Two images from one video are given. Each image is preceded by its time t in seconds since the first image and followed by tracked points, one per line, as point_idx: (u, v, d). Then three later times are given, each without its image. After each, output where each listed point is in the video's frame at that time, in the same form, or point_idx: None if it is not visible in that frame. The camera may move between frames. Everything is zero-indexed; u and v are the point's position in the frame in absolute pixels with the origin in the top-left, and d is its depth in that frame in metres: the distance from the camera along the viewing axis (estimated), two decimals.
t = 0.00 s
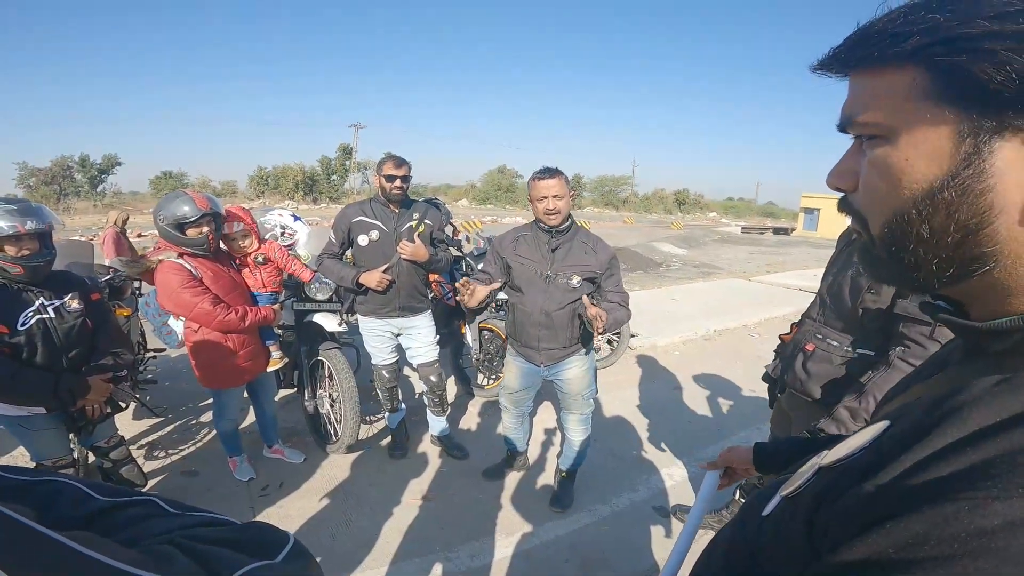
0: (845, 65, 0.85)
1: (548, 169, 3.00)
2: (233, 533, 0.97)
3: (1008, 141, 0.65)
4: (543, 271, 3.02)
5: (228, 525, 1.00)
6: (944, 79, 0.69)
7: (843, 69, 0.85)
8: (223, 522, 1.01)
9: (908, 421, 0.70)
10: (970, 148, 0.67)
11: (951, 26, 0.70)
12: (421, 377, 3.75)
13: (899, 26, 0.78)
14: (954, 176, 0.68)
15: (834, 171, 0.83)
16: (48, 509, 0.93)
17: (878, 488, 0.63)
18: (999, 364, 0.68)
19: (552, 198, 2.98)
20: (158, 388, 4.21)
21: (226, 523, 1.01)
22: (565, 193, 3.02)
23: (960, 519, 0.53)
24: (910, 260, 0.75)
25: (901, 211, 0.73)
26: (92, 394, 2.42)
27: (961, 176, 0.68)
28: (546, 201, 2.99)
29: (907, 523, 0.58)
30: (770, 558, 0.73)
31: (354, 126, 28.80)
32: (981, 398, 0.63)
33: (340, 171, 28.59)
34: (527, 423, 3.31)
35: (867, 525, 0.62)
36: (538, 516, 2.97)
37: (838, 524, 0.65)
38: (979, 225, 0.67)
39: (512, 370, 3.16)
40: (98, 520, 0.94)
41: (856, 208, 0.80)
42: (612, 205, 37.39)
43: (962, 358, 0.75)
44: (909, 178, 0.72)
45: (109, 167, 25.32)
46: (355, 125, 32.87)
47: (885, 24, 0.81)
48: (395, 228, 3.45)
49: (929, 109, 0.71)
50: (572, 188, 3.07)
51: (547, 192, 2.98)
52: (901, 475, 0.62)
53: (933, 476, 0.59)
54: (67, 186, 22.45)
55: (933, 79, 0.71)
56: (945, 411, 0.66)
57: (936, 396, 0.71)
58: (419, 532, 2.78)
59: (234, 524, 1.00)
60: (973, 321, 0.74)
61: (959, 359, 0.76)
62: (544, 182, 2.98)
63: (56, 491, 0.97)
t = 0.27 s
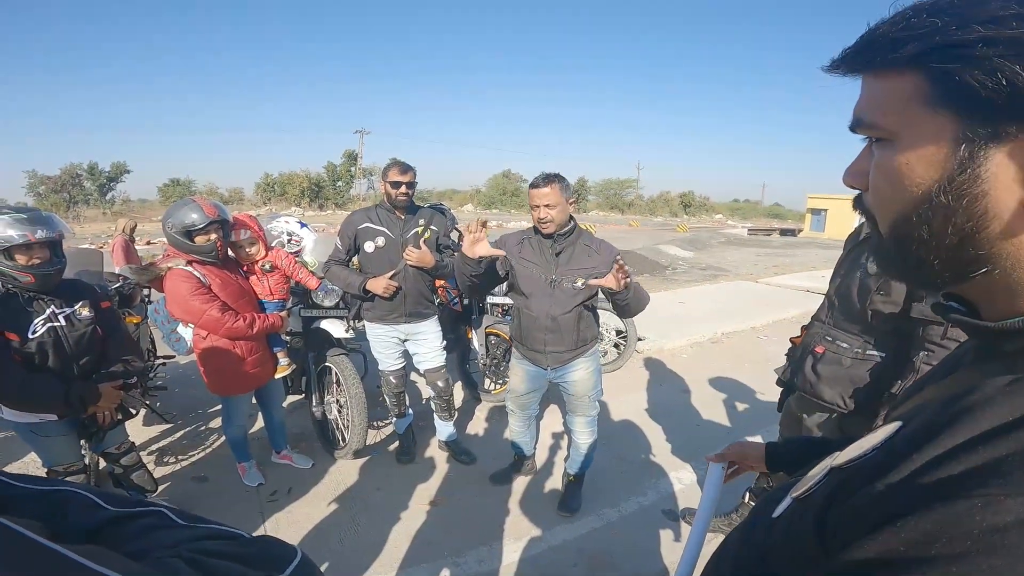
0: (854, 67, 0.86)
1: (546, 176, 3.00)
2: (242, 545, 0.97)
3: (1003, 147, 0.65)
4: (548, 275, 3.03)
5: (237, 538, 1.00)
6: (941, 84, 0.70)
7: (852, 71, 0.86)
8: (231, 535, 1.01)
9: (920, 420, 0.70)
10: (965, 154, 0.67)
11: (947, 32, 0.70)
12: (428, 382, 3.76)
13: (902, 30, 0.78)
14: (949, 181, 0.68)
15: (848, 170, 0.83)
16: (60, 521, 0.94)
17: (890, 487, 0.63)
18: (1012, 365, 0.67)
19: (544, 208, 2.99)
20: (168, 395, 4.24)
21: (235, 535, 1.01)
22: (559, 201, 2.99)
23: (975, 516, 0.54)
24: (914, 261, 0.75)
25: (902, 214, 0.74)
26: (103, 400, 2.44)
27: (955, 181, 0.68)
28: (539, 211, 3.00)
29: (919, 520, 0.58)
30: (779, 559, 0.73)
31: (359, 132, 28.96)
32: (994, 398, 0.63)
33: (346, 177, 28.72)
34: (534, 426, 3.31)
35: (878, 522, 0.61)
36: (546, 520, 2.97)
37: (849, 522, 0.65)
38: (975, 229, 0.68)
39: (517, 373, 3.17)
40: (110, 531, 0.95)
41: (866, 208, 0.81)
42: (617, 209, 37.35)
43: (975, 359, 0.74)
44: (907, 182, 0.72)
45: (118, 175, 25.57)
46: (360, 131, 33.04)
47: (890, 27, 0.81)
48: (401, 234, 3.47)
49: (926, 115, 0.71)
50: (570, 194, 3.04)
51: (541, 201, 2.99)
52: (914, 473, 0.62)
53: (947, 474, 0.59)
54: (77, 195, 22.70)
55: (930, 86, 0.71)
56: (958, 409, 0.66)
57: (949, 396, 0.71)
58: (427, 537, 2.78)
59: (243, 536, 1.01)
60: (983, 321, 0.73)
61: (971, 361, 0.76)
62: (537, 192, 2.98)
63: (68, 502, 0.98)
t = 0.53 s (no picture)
0: (882, 70, 0.85)
1: (554, 180, 3.01)
2: (257, 546, 0.98)
3: None
4: (558, 280, 3.03)
5: (254, 539, 1.01)
6: (974, 89, 0.69)
7: (881, 73, 0.85)
8: (249, 536, 1.02)
9: (944, 428, 0.69)
10: (995, 159, 0.67)
11: (982, 36, 0.70)
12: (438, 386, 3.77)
13: (934, 35, 0.77)
14: (978, 186, 0.68)
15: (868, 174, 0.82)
16: (79, 524, 0.95)
17: (915, 494, 0.62)
18: None
19: (547, 211, 3.00)
20: (181, 397, 4.29)
21: (250, 536, 1.02)
22: (564, 205, 2.98)
23: (1004, 523, 0.53)
24: (937, 267, 0.74)
25: (928, 217, 0.73)
26: (119, 403, 2.48)
27: (985, 186, 0.67)
28: (543, 214, 3.02)
29: (944, 526, 0.58)
30: (799, 565, 0.72)
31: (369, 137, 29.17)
32: (1019, 405, 0.62)
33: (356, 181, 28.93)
34: (543, 431, 3.30)
35: (904, 529, 0.61)
36: (556, 525, 2.96)
37: (874, 529, 0.64)
38: (1003, 234, 0.67)
39: (528, 378, 3.16)
40: (127, 533, 0.96)
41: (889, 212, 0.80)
42: (627, 212, 37.28)
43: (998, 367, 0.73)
44: (936, 185, 0.71)
45: (133, 180, 25.96)
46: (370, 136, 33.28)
47: (922, 31, 0.79)
48: (412, 238, 3.48)
49: (958, 118, 0.71)
50: (577, 199, 3.03)
51: (547, 204, 3.00)
52: (939, 481, 0.61)
53: (973, 481, 0.59)
54: (92, 200, 23.06)
55: (963, 90, 0.71)
56: (982, 417, 0.64)
57: (974, 402, 0.69)
58: (437, 540, 2.78)
59: (258, 538, 1.02)
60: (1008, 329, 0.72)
61: (993, 368, 0.74)
62: (544, 194, 3.01)
63: (85, 506, 0.99)
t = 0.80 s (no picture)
0: (906, 60, 0.82)
1: (563, 180, 3.01)
2: (272, 538, 0.99)
3: None
4: (568, 280, 3.02)
5: (267, 531, 1.02)
6: None
7: (905, 64, 0.83)
8: (262, 528, 1.03)
9: (963, 430, 0.68)
10: None
11: None
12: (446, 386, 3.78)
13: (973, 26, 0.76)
14: None
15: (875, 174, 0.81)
16: (96, 518, 0.96)
17: (934, 496, 0.61)
18: None
19: (554, 210, 3.00)
20: (192, 396, 4.33)
21: (264, 529, 1.03)
22: (571, 204, 2.97)
23: None
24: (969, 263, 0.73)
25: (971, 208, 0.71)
26: (132, 401, 2.51)
27: None
28: (550, 213, 3.02)
29: (964, 529, 0.57)
30: (814, 566, 0.72)
31: (377, 137, 29.27)
32: None
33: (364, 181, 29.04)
34: (552, 431, 3.30)
35: (923, 531, 0.60)
36: (564, 524, 2.96)
37: (892, 532, 0.64)
38: None
39: (538, 379, 3.16)
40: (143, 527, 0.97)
41: (908, 206, 0.78)
42: (635, 212, 37.15)
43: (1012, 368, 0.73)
44: (986, 174, 0.70)
45: (144, 181, 26.22)
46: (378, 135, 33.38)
47: (954, 21, 0.78)
48: (421, 238, 3.49)
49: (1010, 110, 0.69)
50: (586, 198, 3.03)
51: (555, 203, 3.00)
52: (957, 482, 0.61)
53: (992, 483, 0.58)
54: (104, 200, 23.33)
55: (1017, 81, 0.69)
56: (1002, 419, 0.63)
57: (993, 404, 0.68)
58: (445, 539, 2.79)
59: (271, 530, 1.03)
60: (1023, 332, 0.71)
61: (1009, 369, 0.75)
62: (553, 193, 3.01)
63: (101, 502, 1.00)
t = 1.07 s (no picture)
0: (902, 66, 0.83)
1: (572, 181, 3.03)
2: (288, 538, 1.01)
3: None
4: (574, 282, 3.03)
5: (282, 534, 1.03)
6: None
7: (900, 70, 0.83)
8: (276, 530, 1.04)
9: (963, 429, 0.68)
10: None
11: None
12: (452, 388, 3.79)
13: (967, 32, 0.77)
14: None
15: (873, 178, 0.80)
16: (120, 517, 0.96)
17: (935, 496, 0.62)
18: None
19: (563, 211, 3.02)
20: (200, 398, 4.36)
21: (278, 530, 1.04)
22: (580, 206, 3.00)
23: None
24: (970, 268, 0.73)
25: (970, 213, 0.71)
26: (143, 404, 2.54)
27: None
28: (558, 213, 3.04)
29: (965, 528, 0.57)
30: (817, 565, 0.72)
31: (383, 140, 29.39)
32: None
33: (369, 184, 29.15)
34: (558, 434, 3.30)
35: (925, 531, 0.61)
36: (570, 526, 2.96)
37: (895, 532, 0.64)
38: None
39: (544, 382, 3.17)
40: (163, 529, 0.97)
41: (906, 212, 0.78)
42: (641, 213, 37.08)
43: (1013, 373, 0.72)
44: (985, 180, 0.70)
45: (152, 184, 26.43)
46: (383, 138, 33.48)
47: (948, 27, 0.78)
48: (426, 241, 3.51)
49: (1006, 115, 0.70)
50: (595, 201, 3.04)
51: (563, 204, 3.03)
52: (957, 483, 0.61)
53: (992, 483, 0.58)
54: (113, 204, 23.52)
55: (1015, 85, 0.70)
56: (996, 421, 0.64)
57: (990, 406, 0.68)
58: (451, 541, 2.79)
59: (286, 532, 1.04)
60: None
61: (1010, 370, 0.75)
62: (562, 194, 3.03)
63: (123, 502, 0.99)
